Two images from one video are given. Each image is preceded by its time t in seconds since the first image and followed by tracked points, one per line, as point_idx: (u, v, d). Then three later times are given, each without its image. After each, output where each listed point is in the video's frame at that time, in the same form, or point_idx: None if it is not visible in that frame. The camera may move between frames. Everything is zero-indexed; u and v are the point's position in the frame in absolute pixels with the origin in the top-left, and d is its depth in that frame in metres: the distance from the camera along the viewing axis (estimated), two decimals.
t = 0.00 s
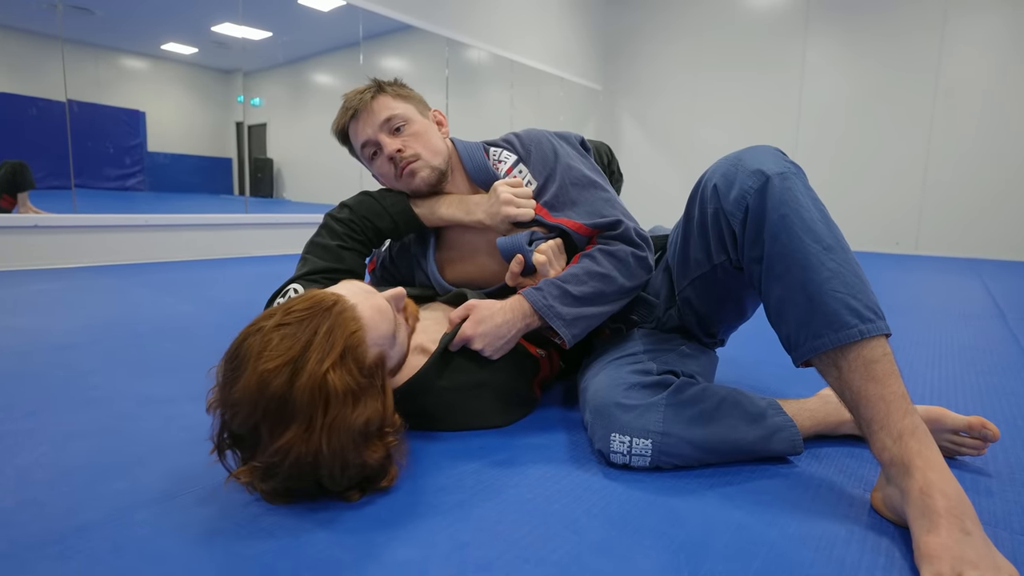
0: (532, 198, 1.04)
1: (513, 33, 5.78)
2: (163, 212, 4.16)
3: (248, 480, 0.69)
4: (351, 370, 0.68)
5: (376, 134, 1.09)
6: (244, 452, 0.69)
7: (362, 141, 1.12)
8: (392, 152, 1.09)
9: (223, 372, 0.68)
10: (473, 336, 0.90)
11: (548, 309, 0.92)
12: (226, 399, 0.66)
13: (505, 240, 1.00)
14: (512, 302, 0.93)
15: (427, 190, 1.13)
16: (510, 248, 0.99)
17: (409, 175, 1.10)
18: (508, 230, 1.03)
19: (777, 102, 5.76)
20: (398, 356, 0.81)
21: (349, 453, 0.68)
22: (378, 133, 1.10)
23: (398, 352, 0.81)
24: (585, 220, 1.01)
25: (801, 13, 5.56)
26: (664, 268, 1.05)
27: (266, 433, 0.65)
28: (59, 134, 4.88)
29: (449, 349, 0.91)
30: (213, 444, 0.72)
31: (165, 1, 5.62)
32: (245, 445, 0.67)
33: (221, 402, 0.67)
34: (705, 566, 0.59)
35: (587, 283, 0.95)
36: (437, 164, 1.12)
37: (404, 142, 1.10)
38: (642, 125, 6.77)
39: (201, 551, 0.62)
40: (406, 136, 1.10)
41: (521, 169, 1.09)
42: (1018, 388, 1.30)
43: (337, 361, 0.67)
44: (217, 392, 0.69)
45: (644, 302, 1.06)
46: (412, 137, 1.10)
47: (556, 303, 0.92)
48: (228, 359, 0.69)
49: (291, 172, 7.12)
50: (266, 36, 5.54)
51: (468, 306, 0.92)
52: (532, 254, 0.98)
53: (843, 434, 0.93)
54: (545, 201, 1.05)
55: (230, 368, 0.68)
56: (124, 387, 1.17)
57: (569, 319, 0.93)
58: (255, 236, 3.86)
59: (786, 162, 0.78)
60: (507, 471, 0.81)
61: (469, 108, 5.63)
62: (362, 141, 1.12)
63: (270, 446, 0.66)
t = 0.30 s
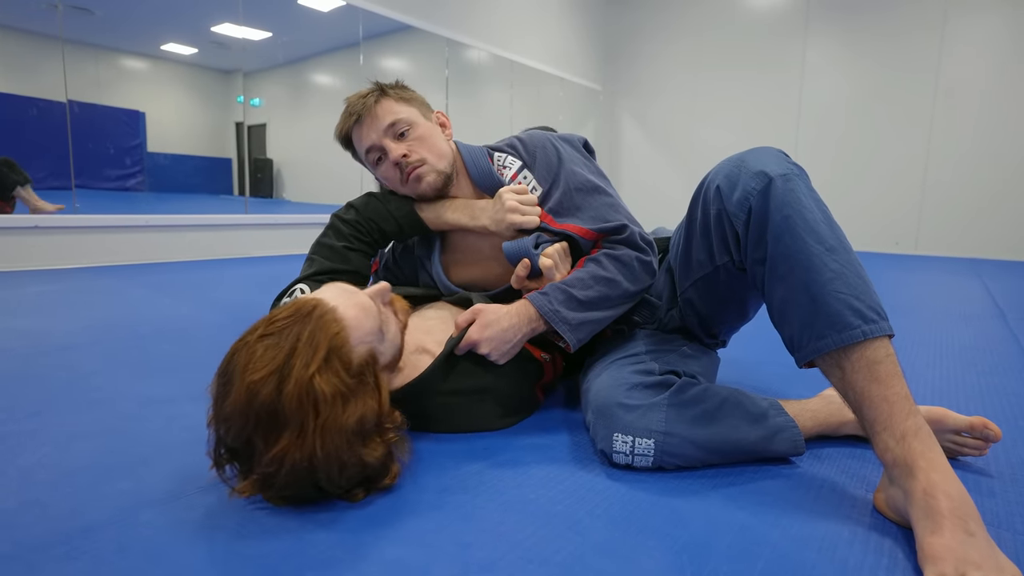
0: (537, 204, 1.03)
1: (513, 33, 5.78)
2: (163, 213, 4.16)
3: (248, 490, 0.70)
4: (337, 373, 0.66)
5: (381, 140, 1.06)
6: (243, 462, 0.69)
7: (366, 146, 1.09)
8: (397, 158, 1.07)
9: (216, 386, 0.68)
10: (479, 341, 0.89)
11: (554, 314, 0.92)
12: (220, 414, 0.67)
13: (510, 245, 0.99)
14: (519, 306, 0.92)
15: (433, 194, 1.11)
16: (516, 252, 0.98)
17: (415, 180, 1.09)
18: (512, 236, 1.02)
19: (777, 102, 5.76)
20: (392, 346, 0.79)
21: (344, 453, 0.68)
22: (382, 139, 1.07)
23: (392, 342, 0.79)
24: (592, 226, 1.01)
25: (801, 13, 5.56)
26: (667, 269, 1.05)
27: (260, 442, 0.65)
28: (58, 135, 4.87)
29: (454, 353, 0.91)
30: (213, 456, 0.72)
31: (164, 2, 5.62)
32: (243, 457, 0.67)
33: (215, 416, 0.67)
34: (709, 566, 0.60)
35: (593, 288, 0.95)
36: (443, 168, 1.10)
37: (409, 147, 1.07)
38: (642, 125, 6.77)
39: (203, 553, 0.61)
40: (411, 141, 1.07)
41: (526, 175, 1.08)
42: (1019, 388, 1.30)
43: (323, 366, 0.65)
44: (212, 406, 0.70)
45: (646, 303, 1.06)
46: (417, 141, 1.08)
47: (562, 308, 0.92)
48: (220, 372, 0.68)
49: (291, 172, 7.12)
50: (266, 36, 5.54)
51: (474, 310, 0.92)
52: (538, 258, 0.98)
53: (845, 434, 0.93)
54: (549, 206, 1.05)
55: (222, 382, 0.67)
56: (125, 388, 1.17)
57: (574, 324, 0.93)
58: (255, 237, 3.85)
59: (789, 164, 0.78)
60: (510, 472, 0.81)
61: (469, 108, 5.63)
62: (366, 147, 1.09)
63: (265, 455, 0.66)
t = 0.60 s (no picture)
0: (537, 208, 1.03)
1: (513, 33, 5.78)
2: (163, 213, 4.15)
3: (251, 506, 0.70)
4: (287, 363, 0.64)
5: (379, 144, 1.05)
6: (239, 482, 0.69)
7: (365, 150, 1.08)
8: (396, 162, 1.05)
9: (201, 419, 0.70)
10: (480, 343, 0.89)
11: (554, 317, 0.91)
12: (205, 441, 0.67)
13: (511, 248, 0.99)
14: (519, 308, 0.92)
15: (433, 198, 1.10)
16: (516, 255, 0.98)
17: (415, 184, 1.07)
18: (513, 239, 1.02)
19: (777, 101, 5.76)
20: (358, 322, 0.76)
21: (324, 435, 0.66)
22: (381, 143, 1.06)
23: (354, 318, 0.76)
24: (592, 229, 1.01)
25: (800, 13, 5.56)
26: (667, 272, 1.05)
27: (234, 454, 0.64)
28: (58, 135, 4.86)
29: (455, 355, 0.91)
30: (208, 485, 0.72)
31: (164, 2, 5.62)
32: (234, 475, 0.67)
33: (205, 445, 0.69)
34: (711, 568, 0.60)
35: (593, 291, 0.94)
36: (442, 172, 1.09)
37: (408, 151, 1.05)
38: (642, 125, 6.77)
39: (204, 556, 0.61)
40: (410, 145, 1.06)
41: (527, 177, 1.08)
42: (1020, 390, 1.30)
43: (268, 363, 0.64)
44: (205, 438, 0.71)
45: (646, 305, 1.06)
46: (416, 145, 1.06)
47: (562, 310, 0.92)
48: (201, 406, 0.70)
49: (291, 172, 7.12)
50: (265, 36, 5.54)
51: (475, 312, 0.91)
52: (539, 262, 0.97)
53: (846, 436, 0.93)
54: (549, 210, 1.05)
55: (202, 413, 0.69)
56: (125, 390, 1.17)
57: (574, 327, 0.93)
58: (254, 237, 3.85)
59: (791, 166, 0.78)
60: (511, 474, 0.81)
61: (468, 108, 5.63)
62: (365, 151, 1.08)
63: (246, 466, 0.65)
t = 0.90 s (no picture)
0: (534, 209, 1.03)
1: (512, 34, 5.77)
2: (163, 213, 4.15)
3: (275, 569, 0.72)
4: (254, 434, 0.64)
5: (376, 145, 1.02)
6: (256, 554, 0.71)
7: (362, 151, 1.05)
8: (393, 163, 1.02)
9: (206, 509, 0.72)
10: (475, 344, 0.89)
11: (550, 317, 0.91)
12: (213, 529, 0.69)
13: (506, 250, 0.99)
14: (515, 309, 0.92)
15: (430, 199, 1.08)
16: (512, 257, 0.98)
17: (412, 185, 1.05)
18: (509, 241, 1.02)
19: (777, 102, 5.75)
20: (320, 353, 0.74)
21: (307, 487, 0.65)
22: (378, 143, 1.02)
23: (312, 349, 0.73)
24: (588, 230, 1.01)
25: (800, 13, 5.56)
26: (662, 273, 1.05)
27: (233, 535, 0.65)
28: (57, 136, 4.83)
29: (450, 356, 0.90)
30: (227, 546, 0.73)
31: (164, 2, 5.62)
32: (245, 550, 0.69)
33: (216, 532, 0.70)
34: (710, 569, 0.60)
35: (589, 291, 0.95)
36: (439, 173, 1.07)
37: (406, 152, 1.03)
38: (641, 126, 6.78)
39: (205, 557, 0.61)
40: (407, 146, 1.03)
41: (523, 178, 1.07)
42: (1019, 391, 1.30)
43: (237, 442, 0.64)
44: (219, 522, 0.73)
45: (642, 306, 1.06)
46: (414, 146, 1.03)
47: (558, 311, 0.92)
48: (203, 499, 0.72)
49: (290, 172, 7.12)
50: (265, 36, 5.54)
51: (470, 314, 0.91)
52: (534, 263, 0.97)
53: (845, 437, 0.93)
54: (545, 211, 1.04)
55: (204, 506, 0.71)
56: (126, 391, 1.17)
57: (570, 328, 0.93)
58: (254, 237, 3.85)
59: (784, 171, 0.78)
60: (511, 475, 0.81)
61: (468, 109, 5.63)
62: (361, 151, 1.05)
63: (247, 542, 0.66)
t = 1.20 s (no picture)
0: (537, 213, 1.03)
1: (512, 34, 5.78)
2: (163, 214, 4.15)
3: None
4: (247, 436, 0.66)
5: (382, 150, 1.02)
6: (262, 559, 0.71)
7: (367, 155, 1.05)
8: (399, 168, 1.03)
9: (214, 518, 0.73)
10: (478, 347, 0.89)
11: (553, 320, 0.92)
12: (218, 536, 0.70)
13: (511, 252, 0.99)
14: (518, 312, 0.92)
15: (435, 203, 1.08)
16: (516, 259, 0.99)
17: (417, 189, 1.05)
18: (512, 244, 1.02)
19: (778, 101, 5.76)
20: (317, 357, 0.75)
21: (300, 488, 0.65)
22: (384, 148, 1.03)
23: (312, 353, 0.75)
24: (592, 233, 1.01)
25: (799, 14, 5.57)
26: (665, 276, 1.06)
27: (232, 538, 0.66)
28: (59, 136, 4.86)
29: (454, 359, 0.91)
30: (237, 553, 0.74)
31: (164, 2, 5.62)
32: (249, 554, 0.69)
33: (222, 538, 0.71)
34: (717, 572, 0.60)
35: (592, 294, 0.95)
36: (445, 177, 1.07)
37: (411, 156, 1.03)
38: (641, 126, 6.78)
39: (215, 561, 0.62)
40: (413, 150, 1.03)
41: (527, 182, 1.08)
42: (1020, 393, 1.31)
43: (232, 445, 0.66)
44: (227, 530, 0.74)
45: (646, 310, 1.06)
46: (419, 150, 1.04)
47: (561, 313, 0.93)
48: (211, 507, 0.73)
49: (290, 172, 7.12)
50: (265, 37, 5.54)
51: (473, 316, 0.91)
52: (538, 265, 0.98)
53: (849, 439, 0.94)
54: (549, 215, 1.05)
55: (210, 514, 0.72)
56: (132, 393, 1.17)
57: (573, 330, 0.93)
58: (255, 238, 3.85)
59: (787, 176, 0.78)
60: (517, 478, 0.82)
61: (468, 109, 5.64)
62: (367, 156, 1.05)
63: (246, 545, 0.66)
